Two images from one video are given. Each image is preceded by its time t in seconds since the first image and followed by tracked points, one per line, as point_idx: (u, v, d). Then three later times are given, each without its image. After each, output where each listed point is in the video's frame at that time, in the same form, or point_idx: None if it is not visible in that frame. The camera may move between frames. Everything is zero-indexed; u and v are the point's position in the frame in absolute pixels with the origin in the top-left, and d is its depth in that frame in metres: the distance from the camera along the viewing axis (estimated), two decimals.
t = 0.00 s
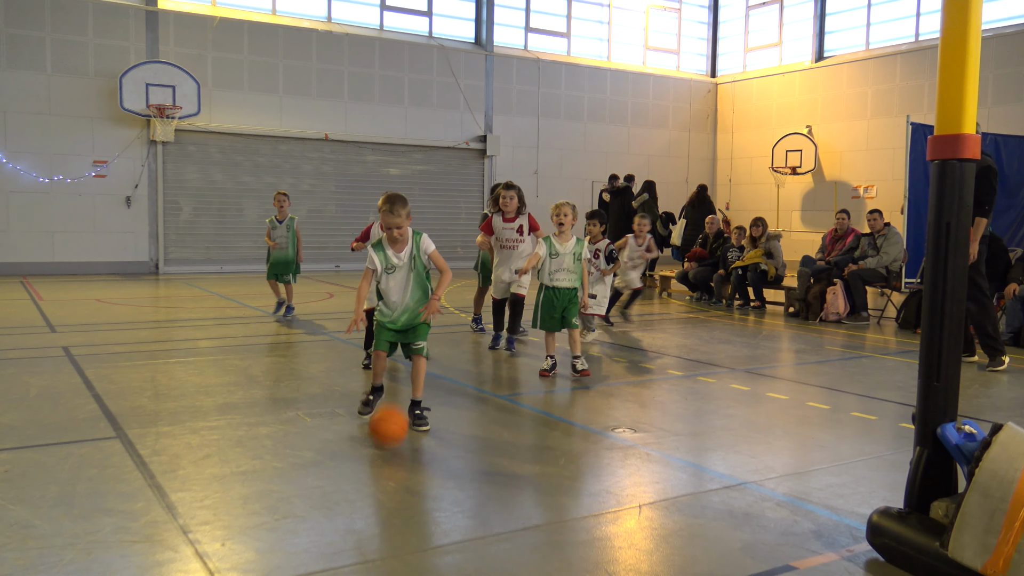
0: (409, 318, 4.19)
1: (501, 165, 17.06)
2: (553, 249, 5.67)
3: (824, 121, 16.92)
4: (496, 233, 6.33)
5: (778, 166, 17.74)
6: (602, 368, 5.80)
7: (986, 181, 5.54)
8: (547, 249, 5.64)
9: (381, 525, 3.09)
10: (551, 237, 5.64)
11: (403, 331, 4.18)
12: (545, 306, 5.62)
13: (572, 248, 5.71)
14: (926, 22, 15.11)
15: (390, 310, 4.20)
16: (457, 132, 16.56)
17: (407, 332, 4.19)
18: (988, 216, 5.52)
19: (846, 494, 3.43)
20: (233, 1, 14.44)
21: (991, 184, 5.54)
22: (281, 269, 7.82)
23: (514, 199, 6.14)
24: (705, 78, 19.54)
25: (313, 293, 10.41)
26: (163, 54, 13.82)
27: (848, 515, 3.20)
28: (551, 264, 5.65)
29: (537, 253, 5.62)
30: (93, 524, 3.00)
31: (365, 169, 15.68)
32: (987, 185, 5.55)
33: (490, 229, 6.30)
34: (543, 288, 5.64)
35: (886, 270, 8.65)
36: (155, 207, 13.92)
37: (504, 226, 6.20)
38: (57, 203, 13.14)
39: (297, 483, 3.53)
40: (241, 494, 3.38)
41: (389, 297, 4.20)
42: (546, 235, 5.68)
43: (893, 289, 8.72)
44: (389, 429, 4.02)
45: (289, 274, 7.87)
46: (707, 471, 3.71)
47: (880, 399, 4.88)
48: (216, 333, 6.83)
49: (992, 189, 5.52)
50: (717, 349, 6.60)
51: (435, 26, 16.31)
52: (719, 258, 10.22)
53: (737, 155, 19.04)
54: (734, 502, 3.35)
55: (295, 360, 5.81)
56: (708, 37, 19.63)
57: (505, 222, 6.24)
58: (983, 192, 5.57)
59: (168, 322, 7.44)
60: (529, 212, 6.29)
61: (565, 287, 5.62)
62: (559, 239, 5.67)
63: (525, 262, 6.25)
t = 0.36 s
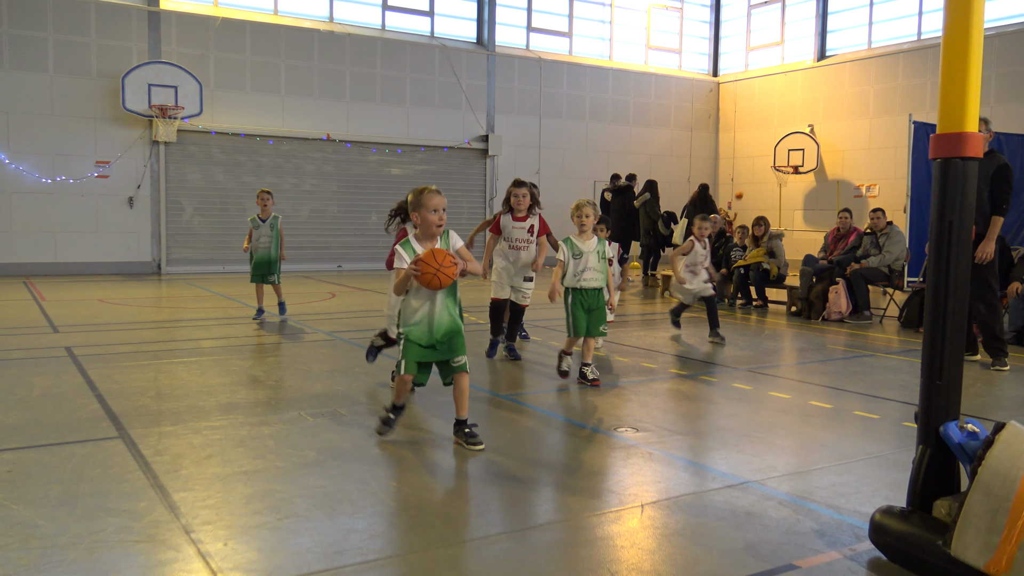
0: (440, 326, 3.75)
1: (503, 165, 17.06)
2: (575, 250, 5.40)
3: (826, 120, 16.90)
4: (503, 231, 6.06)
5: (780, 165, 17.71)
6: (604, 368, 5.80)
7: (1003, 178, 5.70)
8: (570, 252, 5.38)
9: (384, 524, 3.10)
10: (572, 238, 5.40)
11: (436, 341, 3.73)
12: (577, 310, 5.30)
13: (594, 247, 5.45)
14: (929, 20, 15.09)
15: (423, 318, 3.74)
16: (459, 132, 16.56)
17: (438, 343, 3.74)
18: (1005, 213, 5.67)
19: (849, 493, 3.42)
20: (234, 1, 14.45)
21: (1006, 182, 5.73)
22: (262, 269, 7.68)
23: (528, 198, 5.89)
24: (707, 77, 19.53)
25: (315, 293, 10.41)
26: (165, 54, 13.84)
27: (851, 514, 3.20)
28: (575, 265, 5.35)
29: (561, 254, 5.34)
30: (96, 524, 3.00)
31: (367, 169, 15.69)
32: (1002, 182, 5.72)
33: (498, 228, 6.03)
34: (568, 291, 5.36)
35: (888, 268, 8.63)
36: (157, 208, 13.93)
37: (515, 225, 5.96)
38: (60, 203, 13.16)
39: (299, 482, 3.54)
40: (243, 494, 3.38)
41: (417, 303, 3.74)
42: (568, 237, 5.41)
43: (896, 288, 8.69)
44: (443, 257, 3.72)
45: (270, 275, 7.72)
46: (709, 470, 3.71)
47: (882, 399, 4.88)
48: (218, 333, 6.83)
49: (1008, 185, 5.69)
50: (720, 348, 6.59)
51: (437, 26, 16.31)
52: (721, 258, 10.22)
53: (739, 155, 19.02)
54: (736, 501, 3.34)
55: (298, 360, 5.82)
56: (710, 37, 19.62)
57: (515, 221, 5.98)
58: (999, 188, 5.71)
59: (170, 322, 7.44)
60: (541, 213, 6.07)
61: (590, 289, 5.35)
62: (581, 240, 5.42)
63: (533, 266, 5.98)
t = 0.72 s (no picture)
0: (456, 334, 3.57)
1: (489, 165, 17.06)
2: (575, 252, 5.31)
3: (811, 118, 16.99)
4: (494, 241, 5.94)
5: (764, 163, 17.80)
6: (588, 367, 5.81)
7: (1006, 174, 5.85)
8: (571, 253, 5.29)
9: (369, 526, 3.09)
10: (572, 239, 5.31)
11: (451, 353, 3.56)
12: (580, 315, 5.20)
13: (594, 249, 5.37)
14: (911, 19, 15.19)
15: (430, 330, 3.55)
16: (445, 131, 16.54)
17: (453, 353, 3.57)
18: (1009, 208, 5.84)
19: (832, 490, 3.44)
20: (218, 1, 14.38)
21: (1008, 177, 5.86)
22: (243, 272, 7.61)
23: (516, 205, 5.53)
24: (692, 76, 19.59)
25: (299, 294, 10.38)
26: (148, 54, 13.76)
27: (834, 511, 3.22)
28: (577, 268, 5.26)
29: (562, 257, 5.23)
30: (78, 529, 2.98)
31: (354, 169, 15.66)
32: (1005, 178, 5.87)
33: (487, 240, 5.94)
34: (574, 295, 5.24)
35: (872, 266, 8.65)
36: (142, 209, 13.85)
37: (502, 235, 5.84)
38: (43, 205, 13.07)
39: (284, 484, 3.52)
40: (227, 496, 3.37)
41: (428, 314, 3.54)
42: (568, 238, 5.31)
43: (880, 286, 8.74)
44: (444, 218, 3.18)
45: (251, 278, 7.66)
46: (694, 469, 3.72)
47: (865, 396, 4.91)
48: (202, 335, 6.81)
49: (1011, 182, 5.85)
50: (705, 346, 6.62)
51: (422, 26, 16.29)
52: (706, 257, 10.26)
53: (724, 153, 19.09)
54: (721, 499, 3.36)
55: (282, 361, 5.81)
56: (695, 36, 19.68)
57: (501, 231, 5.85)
58: (1003, 184, 5.86)
59: (153, 324, 7.41)
60: (528, 220, 5.86)
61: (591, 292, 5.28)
62: (581, 241, 5.34)
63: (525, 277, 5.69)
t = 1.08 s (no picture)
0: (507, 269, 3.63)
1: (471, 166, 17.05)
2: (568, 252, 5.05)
3: (791, 119, 17.10)
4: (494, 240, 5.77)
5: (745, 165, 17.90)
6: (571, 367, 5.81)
7: (999, 176, 5.92)
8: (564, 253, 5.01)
9: (352, 528, 3.07)
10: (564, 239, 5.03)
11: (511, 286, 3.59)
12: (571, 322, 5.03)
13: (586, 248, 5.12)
14: (889, 22, 15.34)
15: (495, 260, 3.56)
16: (427, 132, 16.51)
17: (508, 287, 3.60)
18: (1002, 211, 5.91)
19: (813, 489, 3.47)
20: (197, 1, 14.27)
21: (1001, 179, 5.93)
22: (226, 275, 7.56)
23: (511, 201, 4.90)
24: (673, 77, 19.67)
25: (280, 296, 10.33)
26: (127, 55, 13.63)
27: (816, 510, 3.24)
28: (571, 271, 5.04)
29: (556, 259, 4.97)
30: (57, 534, 2.94)
31: (336, 170, 15.60)
32: (998, 180, 5.94)
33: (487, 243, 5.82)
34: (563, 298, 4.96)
35: (852, 267, 8.76)
36: (121, 211, 13.72)
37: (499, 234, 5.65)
38: (21, 207, 12.92)
39: (265, 487, 3.50)
40: (209, 500, 3.34)
41: (490, 245, 3.52)
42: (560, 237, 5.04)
43: (859, 286, 8.81)
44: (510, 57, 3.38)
45: (233, 281, 7.61)
46: (678, 470, 3.72)
47: (845, 395, 4.96)
48: (181, 338, 6.76)
49: (1003, 184, 5.92)
50: (686, 347, 6.65)
51: (403, 26, 16.24)
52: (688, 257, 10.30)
53: (706, 155, 19.17)
54: (704, 499, 3.37)
55: (262, 364, 5.77)
56: (676, 38, 19.77)
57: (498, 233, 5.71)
58: (995, 187, 5.92)
59: (132, 326, 7.35)
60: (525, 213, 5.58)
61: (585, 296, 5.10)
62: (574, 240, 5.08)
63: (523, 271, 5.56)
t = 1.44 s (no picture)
0: (518, 318, 3.49)
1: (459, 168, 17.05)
2: (560, 252, 5.04)
3: (778, 122, 17.19)
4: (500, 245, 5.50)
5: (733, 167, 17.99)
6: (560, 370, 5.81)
7: (989, 179, 5.95)
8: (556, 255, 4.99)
9: (340, 531, 3.06)
10: (556, 240, 5.02)
11: (516, 336, 3.45)
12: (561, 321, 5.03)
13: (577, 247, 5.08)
14: (875, 25, 15.44)
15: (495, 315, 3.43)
16: (416, 134, 16.50)
17: (513, 339, 3.46)
18: (992, 214, 5.94)
19: (801, 490, 3.48)
20: (184, 2, 14.21)
21: (991, 183, 5.97)
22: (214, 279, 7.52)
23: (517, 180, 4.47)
24: (661, 80, 19.74)
25: (267, 298, 10.29)
26: (114, 56, 13.56)
27: (803, 511, 3.25)
28: (562, 270, 5.01)
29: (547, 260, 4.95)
30: (41, 538, 2.92)
31: (324, 171, 15.57)
32: (988, 183, 5.97)
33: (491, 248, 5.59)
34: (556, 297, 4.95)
35: (838, 268, 8.77)
36: (107, 213, 13.64)
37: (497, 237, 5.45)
38: (6, 208, 12.83)
39: (253, 490, 3.48)
40: (196, 503, 3.32)
41: (488, 293, 3.41)
42: (553, 238, 5.03)
43: (846, 288, 8.78)
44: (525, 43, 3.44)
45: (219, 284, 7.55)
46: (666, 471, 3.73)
47: (831, 397, 4.98)
48: (166, 340, 6.73)
49: (993, 187, 5.95)
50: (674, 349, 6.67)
51: (391, 28, 16.23)
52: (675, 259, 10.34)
53: (693, 157, 19.23)
54: (691, 501, 3.37)
55: (248, 366, 5.75)
56: (664, 40, 19.84)
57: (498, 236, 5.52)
58: (985, 189, 5.95)
59: (118, 329, 7.31)
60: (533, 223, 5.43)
61: (576, 294, 5.06)
62: (565, 240, 5.06)
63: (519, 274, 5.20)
